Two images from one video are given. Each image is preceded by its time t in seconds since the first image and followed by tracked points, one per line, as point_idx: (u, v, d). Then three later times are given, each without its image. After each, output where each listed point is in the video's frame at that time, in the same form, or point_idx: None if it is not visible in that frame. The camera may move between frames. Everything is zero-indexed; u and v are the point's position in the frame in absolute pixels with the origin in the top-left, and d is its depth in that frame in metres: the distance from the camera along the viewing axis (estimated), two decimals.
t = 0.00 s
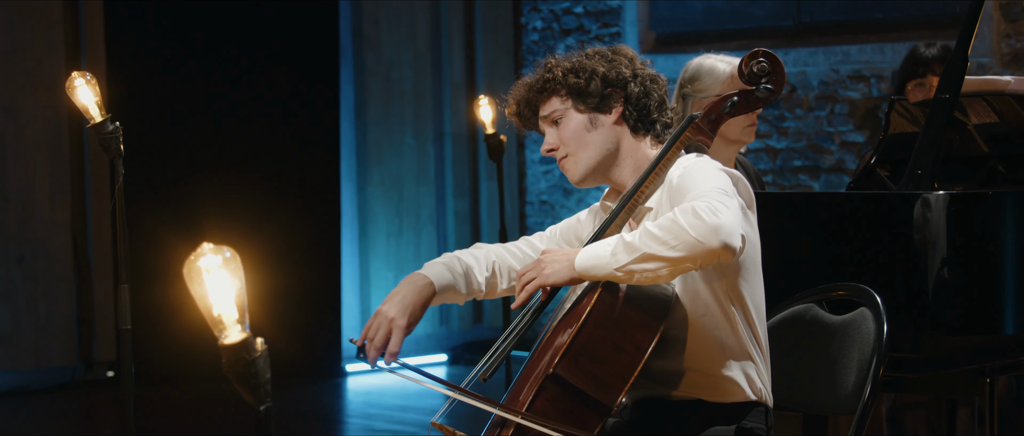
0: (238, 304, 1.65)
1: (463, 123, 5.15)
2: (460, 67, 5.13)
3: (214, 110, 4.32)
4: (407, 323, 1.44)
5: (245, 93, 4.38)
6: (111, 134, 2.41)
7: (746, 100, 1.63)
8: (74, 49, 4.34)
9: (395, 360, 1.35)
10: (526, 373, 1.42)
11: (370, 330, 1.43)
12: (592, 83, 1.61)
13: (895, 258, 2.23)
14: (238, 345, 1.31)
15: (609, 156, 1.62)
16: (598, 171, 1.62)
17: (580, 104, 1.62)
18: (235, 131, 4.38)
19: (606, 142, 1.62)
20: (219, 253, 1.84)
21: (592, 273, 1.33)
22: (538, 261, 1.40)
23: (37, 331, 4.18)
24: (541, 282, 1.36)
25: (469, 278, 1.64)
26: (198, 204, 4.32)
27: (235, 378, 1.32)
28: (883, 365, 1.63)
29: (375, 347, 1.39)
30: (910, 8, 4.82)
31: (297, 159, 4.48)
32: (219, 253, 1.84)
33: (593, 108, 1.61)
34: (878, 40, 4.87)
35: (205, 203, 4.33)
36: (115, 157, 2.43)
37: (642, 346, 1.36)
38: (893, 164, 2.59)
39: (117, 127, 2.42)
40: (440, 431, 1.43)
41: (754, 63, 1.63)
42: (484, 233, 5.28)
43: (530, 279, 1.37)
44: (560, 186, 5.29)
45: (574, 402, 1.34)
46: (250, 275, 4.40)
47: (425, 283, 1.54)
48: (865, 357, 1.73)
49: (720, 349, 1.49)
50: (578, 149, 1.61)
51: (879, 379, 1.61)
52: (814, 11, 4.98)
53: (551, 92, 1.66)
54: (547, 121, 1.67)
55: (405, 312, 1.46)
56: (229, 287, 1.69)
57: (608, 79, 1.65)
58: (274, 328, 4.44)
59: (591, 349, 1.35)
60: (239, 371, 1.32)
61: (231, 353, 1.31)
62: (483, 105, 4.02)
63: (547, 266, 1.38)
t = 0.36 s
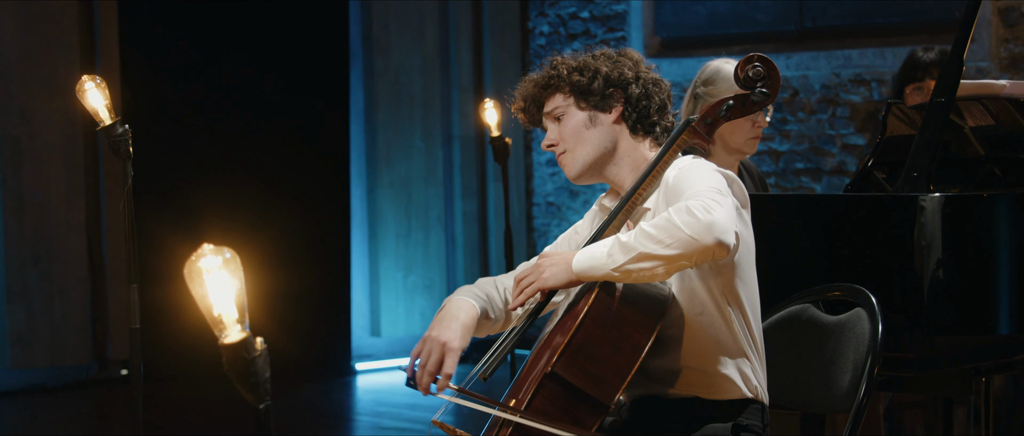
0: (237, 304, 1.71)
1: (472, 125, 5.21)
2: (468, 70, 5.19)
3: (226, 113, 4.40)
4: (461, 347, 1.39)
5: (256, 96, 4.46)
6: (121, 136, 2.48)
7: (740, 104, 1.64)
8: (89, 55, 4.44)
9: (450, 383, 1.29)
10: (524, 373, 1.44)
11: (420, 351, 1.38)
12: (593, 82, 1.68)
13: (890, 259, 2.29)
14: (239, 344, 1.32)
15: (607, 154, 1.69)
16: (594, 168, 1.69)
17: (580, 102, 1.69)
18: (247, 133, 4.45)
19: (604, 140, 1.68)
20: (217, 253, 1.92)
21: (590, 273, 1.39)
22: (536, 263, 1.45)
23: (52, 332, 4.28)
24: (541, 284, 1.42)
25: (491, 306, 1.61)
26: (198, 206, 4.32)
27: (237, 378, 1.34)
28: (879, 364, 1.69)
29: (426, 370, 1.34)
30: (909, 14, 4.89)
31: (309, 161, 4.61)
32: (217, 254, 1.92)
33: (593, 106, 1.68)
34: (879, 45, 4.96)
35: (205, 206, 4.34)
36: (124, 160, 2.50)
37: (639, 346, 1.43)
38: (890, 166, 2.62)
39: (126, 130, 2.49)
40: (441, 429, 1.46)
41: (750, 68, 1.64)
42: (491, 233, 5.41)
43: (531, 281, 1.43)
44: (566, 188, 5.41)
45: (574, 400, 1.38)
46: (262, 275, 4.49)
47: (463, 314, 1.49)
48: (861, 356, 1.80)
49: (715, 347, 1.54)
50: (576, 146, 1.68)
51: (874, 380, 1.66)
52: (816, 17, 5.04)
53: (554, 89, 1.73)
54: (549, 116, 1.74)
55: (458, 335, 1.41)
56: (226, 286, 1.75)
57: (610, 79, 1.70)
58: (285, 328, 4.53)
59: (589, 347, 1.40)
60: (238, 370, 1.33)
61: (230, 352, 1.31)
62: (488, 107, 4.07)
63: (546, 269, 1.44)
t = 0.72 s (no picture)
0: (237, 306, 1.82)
1: (480, 129, 5.45)
2: (477, 74, 5.45)
3: (239, 118, 4.49)
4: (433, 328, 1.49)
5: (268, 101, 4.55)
6: (131, 140, 2.57)
7: (740, 108, 1.68)
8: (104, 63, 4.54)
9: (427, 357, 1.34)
10: (525, 372, 1.50)
11: (395, 334, 1.43)
12: (600, 82, 1.74)
13: (886, 261, 2.35)
14: (237, 345, 1.44)
15: (609, 153, 1.75)
16: (597, 168, 1.76)
17: (587, 102, 1.76)
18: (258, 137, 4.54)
19: (608, 139, 1.75)
20: (217, 256, 2.02)
21: (583, 279, 1.45)
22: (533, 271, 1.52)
23: (67, 331, 4.38)
24: (533, 293, 1.50)
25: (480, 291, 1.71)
26: (199, 208, 4.35)
27: (236, 377, 1.47)
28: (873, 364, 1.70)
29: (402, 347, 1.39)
30: (909, 18, 5.16)
31: (320, 165, 4.68)
32: (217, 256, 2.02)
33: (599, 106, 1.75)
34: (880, 49, 5.25)
35: (204, 209, 4.38)
36: (133, 162, 2.59)
37: (638, 347, 1.48)
38: (887, 169, 2.68)
39: (135, 134, 2.58)
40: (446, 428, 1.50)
41: (749, 72, 1.67)
42: (500, 233, 5.61)
43: (528, 293, 1.50)
44: (573, 190, 5.58)
45: (574, 399, 1.44)
46: (276, 275, 4.62)
47: (446, 295, 1.62)
48: (856, 354, 1.85)
49: (713, 349, 1.59)
50: (580, 145, 1.75)
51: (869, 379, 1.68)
52: (818, 22, 5.35)
53: (562, 87, 1.80)
54: (555, 114, 1.81)
55: (432, 319, 1.51)
56: (227, 288, 1.86)
57: (616, 79, 1.76)
58: (300, 327, 4.68)
59: (589, 347, 1.46)
60: (238, 369, 1.46)
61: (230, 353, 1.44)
62: (493, 111, 4.14)
63: (540, 276, 1.50)
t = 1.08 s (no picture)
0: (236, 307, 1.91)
1: (486, 133, 5.54)
2: (484, 78, 5.55)
3: (248, 121, 4.57)
4: (392, 300, 1.56)
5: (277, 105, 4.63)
6: (138, 143, 2.64)
7: (739, 112, 1.74)
8: (116, 69, 4.63)
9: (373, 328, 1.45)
10: (526, 372, 1.56)
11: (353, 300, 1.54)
12: (603, 84, 1.80)
13: (882, 261, 2.40)
14: (236, 344, 1.55)
15: (610, 154, 1.81)
16: (599, 168, 1.81)
17: (590, 103, 1.82)
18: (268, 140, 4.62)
19: (610, 140, 1.80)
20: (217, 257, 2.09)
21: (579, 281, 1.51)
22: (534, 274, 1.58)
23: (81, 331, 4.46)
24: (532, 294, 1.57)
25: (472, 273, 1.79)
26: (198, 210, 4.40)
27: (236, 377, 1.58)
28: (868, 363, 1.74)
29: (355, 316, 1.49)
30: (909, 23, 5.24)
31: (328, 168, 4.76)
32: (217, 257, 2.09)
33: (602, 107, 1.80)
34: (880, 53, 5.31)
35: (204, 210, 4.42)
36: (141, 165, 2.66)
37: (636, 347, 1.52)
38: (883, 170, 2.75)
39: (143, 137, 2.65)
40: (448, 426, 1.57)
41: (748, 76, 1.73)
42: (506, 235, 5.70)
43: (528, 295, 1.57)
44: (578, 192, 5.66)
45: (573, 399, 1.49)
46: (285, 277, 4.70)
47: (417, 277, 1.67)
48: (851, 354, 1.89)
49: (710, 349, 1.63)
50: (583, 145, 1.81)
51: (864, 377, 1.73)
52: (819, 27, 5.44)
53: (564, 89, 1.86)
54: (558, 116, 1.87)
55: (393, 290, 1.57)
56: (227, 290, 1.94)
57: (619, 81, 1.82)
58: (309, 328, 4.75)
59: (588, 348, 1.51)
60: (236, 369, 1.57)
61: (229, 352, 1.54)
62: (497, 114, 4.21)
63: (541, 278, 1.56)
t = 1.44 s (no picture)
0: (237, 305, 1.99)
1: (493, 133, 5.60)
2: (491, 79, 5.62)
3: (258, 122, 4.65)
4: (381, 286, 1.64)
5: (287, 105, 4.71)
6: (147, 143, 2.72)
7: (737, 113, 1.80)
8: (128, 70, 4.72)
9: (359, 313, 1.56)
10: (529, 367, 1.61)
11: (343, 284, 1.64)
12: (602, 86, 1.86)
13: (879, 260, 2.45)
14: (236, 342, 1.69)
15: (610, 155, 1.88)
16: (600, 169, 1.88)
17: (589, 106, 1.88)
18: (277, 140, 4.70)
19: (610, 142, 1.87)
20: (217, 255, 2.15)
21: (592, 267, 1.55)
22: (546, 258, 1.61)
23: (94, 328, 4.55)
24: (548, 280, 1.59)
25: (470, 266, 1.85)
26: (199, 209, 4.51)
27: (236, 373, 1.69)
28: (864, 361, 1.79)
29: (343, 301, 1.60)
30: (911, 24, 5.27)
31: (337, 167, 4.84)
32: (217, 256, 2.15)
33: (601, 109, 1.86)
34: (880, 55, 5.35)
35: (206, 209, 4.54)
36: (150, 164, 2.73)
37: (635, 344, 1.57)
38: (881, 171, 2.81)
39: (151, 137, 2.72)
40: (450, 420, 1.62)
41: (745, 77, 1.79)
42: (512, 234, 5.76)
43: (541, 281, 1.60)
44: (583, 191, 5.73)
45: (572, 395, 1.53)
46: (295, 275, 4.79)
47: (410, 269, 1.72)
48: (847, 351, 1.95)
49: (709, 344, 1.69)
50: (583, 147, 1.87)
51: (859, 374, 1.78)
52: (820, 29, 5.49)
53: (564, 91, 1.92)
54: (558, 116, 1.93)
55: (383, 277, 1.65)
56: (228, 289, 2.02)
57: (618, 83, 1.88)
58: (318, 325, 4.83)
59: (586, 344, 1.56)
60: (237, 364, 1.69)
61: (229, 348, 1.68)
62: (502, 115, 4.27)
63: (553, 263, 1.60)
